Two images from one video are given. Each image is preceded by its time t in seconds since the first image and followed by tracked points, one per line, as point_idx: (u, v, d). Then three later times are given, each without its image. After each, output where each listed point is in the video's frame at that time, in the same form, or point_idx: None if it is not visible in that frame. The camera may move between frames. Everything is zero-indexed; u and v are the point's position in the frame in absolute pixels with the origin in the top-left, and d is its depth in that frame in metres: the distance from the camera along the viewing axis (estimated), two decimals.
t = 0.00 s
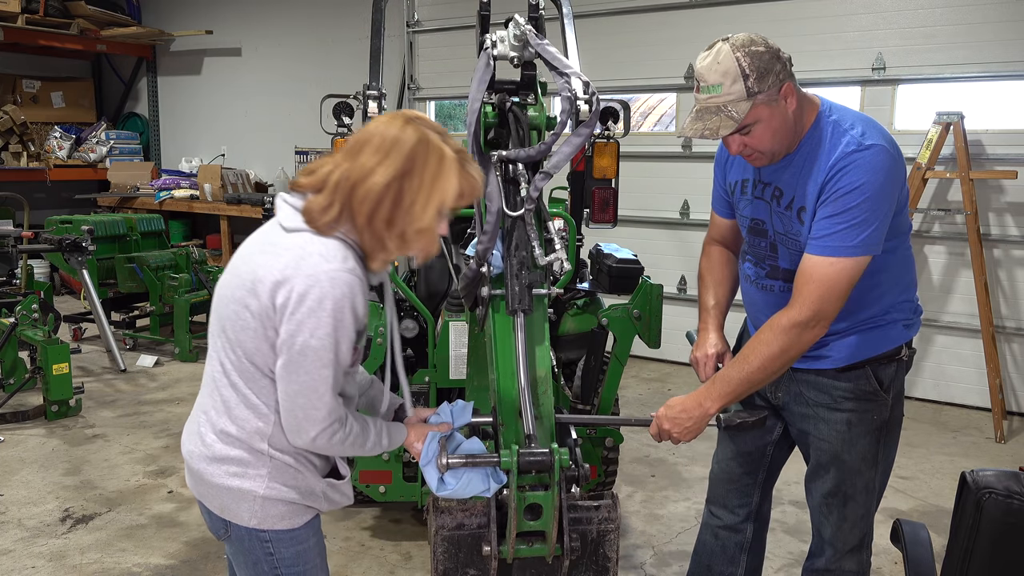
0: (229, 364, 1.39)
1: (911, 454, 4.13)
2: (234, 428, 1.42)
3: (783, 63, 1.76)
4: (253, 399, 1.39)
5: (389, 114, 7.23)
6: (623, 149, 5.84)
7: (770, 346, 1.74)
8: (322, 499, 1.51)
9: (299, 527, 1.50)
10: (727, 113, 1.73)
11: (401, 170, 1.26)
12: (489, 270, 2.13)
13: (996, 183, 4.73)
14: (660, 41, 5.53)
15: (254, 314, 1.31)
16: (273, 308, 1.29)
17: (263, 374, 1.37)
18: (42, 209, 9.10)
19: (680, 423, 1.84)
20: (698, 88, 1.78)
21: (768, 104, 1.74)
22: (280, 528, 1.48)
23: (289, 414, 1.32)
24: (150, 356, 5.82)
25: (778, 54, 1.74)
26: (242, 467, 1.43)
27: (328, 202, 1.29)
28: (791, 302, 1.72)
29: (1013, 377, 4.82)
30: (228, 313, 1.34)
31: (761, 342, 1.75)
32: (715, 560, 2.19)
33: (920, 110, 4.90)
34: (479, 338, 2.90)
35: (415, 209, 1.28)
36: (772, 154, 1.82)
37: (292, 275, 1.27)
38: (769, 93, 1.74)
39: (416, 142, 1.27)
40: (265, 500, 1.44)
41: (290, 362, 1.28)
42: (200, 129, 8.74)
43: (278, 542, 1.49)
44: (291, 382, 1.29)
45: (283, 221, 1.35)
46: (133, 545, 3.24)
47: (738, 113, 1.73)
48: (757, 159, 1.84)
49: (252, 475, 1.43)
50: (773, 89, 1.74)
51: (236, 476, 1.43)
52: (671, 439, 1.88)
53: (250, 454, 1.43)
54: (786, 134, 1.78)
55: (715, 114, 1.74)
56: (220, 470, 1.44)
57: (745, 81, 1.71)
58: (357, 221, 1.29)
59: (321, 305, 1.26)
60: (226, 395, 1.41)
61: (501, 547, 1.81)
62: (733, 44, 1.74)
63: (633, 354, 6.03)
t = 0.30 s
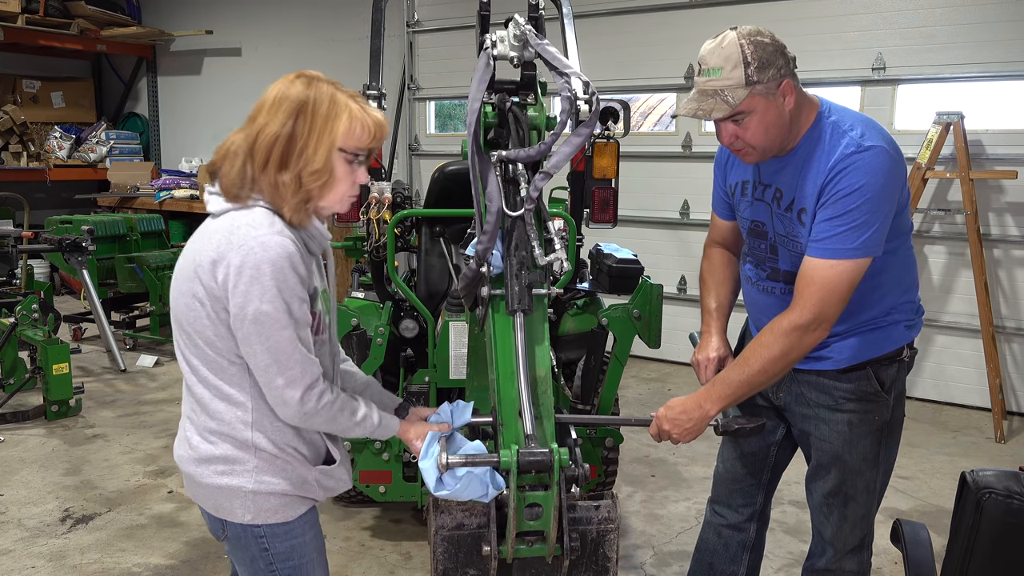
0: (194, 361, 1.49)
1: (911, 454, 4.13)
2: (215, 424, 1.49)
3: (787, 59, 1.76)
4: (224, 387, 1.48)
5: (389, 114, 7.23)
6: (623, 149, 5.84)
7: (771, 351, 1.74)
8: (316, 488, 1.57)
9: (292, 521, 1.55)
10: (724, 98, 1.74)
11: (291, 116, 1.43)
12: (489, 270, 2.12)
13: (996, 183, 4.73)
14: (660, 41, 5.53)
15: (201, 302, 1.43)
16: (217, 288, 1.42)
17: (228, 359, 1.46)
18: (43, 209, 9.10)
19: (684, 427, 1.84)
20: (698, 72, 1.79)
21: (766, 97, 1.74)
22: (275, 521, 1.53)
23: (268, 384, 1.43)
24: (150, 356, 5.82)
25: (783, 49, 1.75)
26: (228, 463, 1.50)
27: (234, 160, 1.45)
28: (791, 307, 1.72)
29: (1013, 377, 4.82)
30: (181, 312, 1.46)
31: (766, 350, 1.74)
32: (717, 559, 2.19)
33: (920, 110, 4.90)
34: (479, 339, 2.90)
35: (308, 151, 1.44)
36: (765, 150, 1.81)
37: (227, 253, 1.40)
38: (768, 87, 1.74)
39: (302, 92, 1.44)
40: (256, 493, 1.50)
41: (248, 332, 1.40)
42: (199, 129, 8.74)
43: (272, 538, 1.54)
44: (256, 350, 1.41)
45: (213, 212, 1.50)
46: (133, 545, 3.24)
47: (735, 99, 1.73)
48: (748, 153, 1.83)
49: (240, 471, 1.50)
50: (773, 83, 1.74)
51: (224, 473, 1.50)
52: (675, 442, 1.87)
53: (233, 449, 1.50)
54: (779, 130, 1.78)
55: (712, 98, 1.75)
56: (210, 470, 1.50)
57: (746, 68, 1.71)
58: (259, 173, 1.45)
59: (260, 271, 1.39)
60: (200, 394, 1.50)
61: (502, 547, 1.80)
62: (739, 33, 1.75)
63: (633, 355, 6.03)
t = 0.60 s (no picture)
0: (186, 359, 1.49)
1: (911, 454, 4.13)
2: (209, 421, 1.49)
3: (782, 59, 1.76)
4: (217, 384, 1.48)
5: (389, 113, 7.23)
6: (623, 149, 5.84)
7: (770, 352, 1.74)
8: (309, 486, 1.57)
9: (286, 519, 1.55)
10: (717, 96, 1.73)
11: (280, 112, 1.45)
12: (490, 270, 2.12)
13: (996, 183, 4.73)
14: (660, 41, 5.53)
15: (190, 299, 1.44)
16: (206, 284, 1.42)
17: (219, 356, 1.47)
18: (43, 209, 9.10)
19: (684, 426, 1.84)
20: (692, 71, 1.79)
21: (760, 96, 1.74)
22: (267, 520, 1.53)
23: (261, 379, 1.43)
24: (150, 356, 5.82)
25: (777, 49, 1.75)
26: (221, 462, 1.50)
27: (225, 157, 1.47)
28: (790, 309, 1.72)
29: (1014, 377, 4.81)
30: (172, 310, 1.47)
31: (766, 352, 1.75)
32: (717, 558, 2.19)
33: (920, 110, 4.90)
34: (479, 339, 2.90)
35: (298, 146, 1.46)
36: (760, 150, 1.81)
37: (216, 249, 1.40)
38: (762, 86, 1.74)
39: (293, 90, 1.46)
40: (248, 492, 1.50)
41: (238, 327, 1.40)
42: (199, 129, 8.73)
43: (265, 536, 1.54)
44: (248, 345, 1.41)
45: (205, 211, 1.51)
46: (133, 545, 3.24)
47: (728, 98, 1.73)
48: (743, 153, 1.83)
49: (233, 469, 1.50)
50: (766, 82, 1.74)
51: (217, 471, 1.50)
52: (675, 441, 1.87)
53: (225, 447, 1.50)
54: (773, 130, 1.78)
55: (705, 97, 1.75)
56: (203, 468, 1.50)
57: (740, 67, 1.72)
58: (249, 168, 1.47)
59: (249, 265, 1.39)
60: (193, 392, 1.50)
61: (501, 547, 1.80)
62: (734, 33, 1.75)
63: (633, 355, 6.03)
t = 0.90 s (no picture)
0: (194, 358, 1.49)
1: (910, 454, 4.13)
2: (214, 421, 1.50)
3: (777, 60, 1.76)
4: (225, 385, 1.48)
5: (389, 114, 7.23)
6: (623, 149, 5.84)
7: (772, 356, 1.74)
8: (311, 487, 1.57)
9: (288, 520, 1.55)
10: (712, 97, 1.74)
11: (308, 119, 1.45)
12: (489, 270, 2.12)
13: (996, 183, 4.73)
14: (660, 41, 5.53)
15: (203, 299, 1.44)
16: (218, 285, 1.42)
17: (228, 357, 1.47)
18: (43, 209, 9.10)
19: (685, 427, 1.83)
20: (688, 72, 1.80)
21: (755, 97, 1.74)
22: (269, 520, 1.53)
23: (266, 383, 1.44)
24: (150, 356, 5.82)
25: (772, 50, 1.75)
26: (226, 461, 1.50)
27: (249, 162, 1.47)
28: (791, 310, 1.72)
29: (1014, 377, 4.81)
30: (183, 308, 1.47)
31: (768, 354, 1.74)
32: (718, 558, 2.19)
33: (920, 110, 4.90)
34: (478, 339, 2.90)
35: (324, 155, 1.46)
36: (758, 151, 1.81)
37: (230, 251, 1.40)
38: (757, 87, 1.74)
39: (320, 97, 1.46)
40: (251, 492, 1.50)
41: (248, 331, 1.40)
42: (199, 129, 8.73)
43: (267, 536, 1.54)
44: (257, 348, 1.41)
45: (221, 211, 1.51)
46: (133, 545, 3.24)
47: (723, 99, 1.73)
48: (740, 154, 1.83)
49: (236, 469, 1.50)
50: (762, 83, 1.74)
51: (220, 470, 1.50)
52: (673, 441, 1.87)
53: (230, 447, 1.50)
54: (769, 131, 1.78)
55: (701, 98, 1.76)
56: (207, 467, 1.51)
57: (734, 69, 1.72)
58: (273, 176, 1.47)
59: (262, 269, 1.39)
60: (200, 391, 1.50)
61: (501, 547, 1.80)
62: (729, 34, 1.75)
63: (633, 355, 6.03)
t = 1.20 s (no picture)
0: (197, 358, 1.49)
1: (910, 454, 4.13)
2: (217, 422, 1.50)
3: (774, 60, 1.77)
4: (228, 386, 1.48)
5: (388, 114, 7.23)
6: (623, 149, 5.84)
7: (772, 356, 1.74)
8: (314, 488, 1.57)
9: (290, 521, 1.55)
10: (709, 98, 1.74)
11: (313, 120, 1.45)
12: (489, 270, 2.12)
13: (997, 183, 4.73)
14: (660, 42, 5.53)
15: (206, 300, 1.44)
16: (222, 286, 1.42)
17: (230, 358, 1.47)
18: (43, 209, 9.10)
19: (684, 427, 1.83)
20: (685, 73, 1.80)
21: (752, 98, 1.74)
22: (271, 521, 1.53)
23: (268, 385, 1.44)
24: (150, 356, 5.82)
25: (769, 50, 1.75)
26: (228, 462, 1.50)
27: (253, 162, 1.47)
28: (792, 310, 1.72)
29: (1014, 377, 4.81)
30: (186, 309, 1.47)
31: (768, 354, 1.74)
32: (718, 558, 2.19)
33: (920, 110, 4.90)
34: (478, 339, 2.89)
35: (328, 157, 1.47)
36: (757, 151, 1.81)
37: (233, 252, 1.40)
38: (754, 87, 1.74)
39: (325, 98, 1.46)
40: (254, 493, 1.50)
41: (251, 332, 1.40)
42: (199, 129, 8.73)
43: (270, 537, 1.54)
44: (260, 350, 1.41)
45: (223, 211, 1.51)
46: (133, 545, 3.24)
47: (720, 100, 1.73)
48: (738, 155, 1.83)
49: (239, 470, 1.50)
50: (759, 83, 1.74)
51: (223, 471, 1.50)
52: (672, 441, 1.87)
53: (232, 448, 1.50)
54: (767, 132, 1.78)
55: (698, 99, 1.76)
56: (209, 468, 1.51)
57: (731, 69, 1.72)
58: (277, 177, 1.47)
59: (265, 271, 1.39)
60: (202, 392, 1.50)
61: (501, 547, 1.80)
62: (725, 35, 1.76)
63: (633, 354, 6.03)
